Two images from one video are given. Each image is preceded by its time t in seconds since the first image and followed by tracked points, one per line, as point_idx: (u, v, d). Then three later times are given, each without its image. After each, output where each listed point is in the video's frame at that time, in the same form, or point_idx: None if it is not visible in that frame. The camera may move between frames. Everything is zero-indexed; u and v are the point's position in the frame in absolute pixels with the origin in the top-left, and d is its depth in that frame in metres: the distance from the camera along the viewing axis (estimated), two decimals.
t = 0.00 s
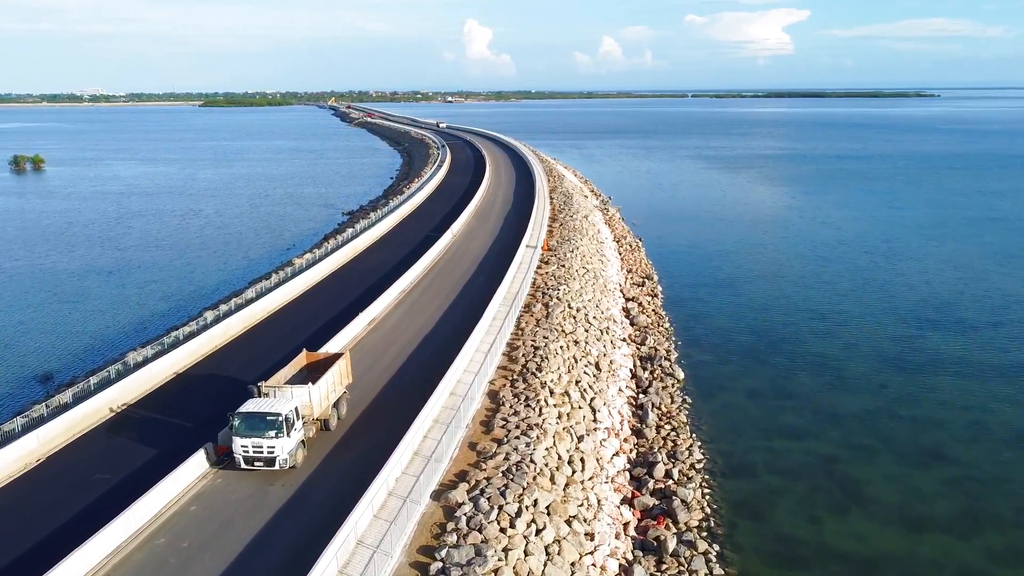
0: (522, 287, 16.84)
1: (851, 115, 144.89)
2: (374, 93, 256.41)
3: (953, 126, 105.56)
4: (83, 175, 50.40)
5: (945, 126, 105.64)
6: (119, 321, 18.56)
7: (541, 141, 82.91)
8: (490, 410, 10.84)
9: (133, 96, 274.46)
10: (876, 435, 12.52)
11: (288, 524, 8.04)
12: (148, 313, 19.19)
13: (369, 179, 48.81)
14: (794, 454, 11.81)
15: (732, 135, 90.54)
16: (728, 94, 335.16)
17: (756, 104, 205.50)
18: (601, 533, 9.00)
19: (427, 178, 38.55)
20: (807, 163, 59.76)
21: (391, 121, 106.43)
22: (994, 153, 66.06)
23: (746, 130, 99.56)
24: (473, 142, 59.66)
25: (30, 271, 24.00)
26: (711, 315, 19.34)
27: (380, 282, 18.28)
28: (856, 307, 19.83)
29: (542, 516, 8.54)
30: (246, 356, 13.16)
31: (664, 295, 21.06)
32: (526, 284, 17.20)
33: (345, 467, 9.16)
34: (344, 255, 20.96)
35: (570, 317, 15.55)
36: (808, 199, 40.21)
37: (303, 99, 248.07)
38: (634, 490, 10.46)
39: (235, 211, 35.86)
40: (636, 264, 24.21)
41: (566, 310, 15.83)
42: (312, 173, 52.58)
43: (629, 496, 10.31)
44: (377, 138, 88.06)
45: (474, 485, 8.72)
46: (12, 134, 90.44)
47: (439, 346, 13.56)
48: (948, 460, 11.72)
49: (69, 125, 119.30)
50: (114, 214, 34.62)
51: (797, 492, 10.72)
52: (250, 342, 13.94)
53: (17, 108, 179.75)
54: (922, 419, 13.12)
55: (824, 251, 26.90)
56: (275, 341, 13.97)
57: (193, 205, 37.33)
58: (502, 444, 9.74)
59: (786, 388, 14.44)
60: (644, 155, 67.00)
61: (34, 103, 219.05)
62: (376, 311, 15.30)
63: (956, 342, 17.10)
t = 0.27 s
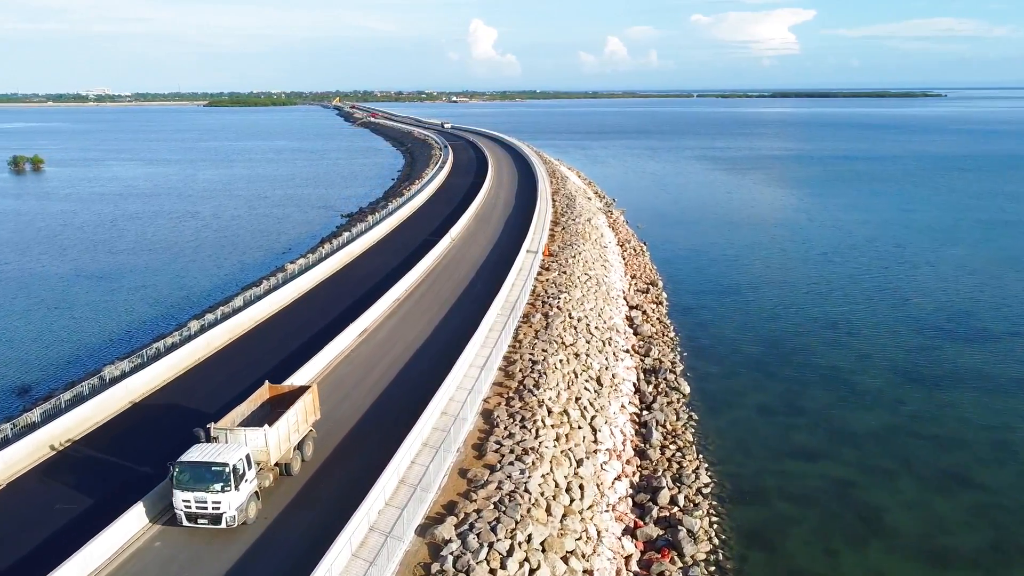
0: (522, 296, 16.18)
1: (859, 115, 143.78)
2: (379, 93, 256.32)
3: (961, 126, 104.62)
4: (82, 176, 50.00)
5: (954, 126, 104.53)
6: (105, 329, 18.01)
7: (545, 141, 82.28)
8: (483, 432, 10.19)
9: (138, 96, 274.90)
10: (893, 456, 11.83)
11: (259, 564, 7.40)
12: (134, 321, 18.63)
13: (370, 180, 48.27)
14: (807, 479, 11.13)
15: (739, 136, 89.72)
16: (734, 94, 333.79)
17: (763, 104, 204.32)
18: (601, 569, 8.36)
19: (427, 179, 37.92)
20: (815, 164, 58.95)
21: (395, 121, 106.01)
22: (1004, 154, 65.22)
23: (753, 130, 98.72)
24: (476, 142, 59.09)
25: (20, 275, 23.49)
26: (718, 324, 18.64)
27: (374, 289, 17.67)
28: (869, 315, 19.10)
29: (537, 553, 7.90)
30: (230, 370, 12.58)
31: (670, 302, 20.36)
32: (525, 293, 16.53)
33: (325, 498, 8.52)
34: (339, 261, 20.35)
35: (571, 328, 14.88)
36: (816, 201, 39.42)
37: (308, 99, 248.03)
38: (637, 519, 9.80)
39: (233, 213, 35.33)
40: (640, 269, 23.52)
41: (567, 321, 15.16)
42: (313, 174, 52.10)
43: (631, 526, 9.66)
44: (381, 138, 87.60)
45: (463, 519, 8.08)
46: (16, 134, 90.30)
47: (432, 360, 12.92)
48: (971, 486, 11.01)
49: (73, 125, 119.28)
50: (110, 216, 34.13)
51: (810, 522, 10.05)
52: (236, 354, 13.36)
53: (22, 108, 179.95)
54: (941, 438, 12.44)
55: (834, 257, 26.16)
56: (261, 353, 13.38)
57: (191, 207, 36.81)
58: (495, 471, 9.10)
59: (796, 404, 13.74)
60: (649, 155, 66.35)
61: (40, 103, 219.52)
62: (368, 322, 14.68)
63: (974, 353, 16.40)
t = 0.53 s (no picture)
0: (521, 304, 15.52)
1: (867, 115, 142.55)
2: (384, 92, 255.90)
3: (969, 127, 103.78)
4: (81, 177, 49.54)
5: (963, 126, 103.43)
6: (89, 337, 17.39)
7: (549, 141, 81.57)
8: (475, 456, 9.53)
9: (144, 96, 275.27)
10: (914, 480, 11.16)
11: None
12: (118, 329, 18.03)
13: (371, 181, 47.70)
14: (824, 507, 10.46)
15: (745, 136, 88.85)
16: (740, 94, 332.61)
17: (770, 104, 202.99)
18: None
19: (428, 181, 37.29)
20: (822, 165, 58.10)
21: (398, 121, 105.53)
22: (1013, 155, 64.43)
23: (759, 130, 97.88)
24: (479, 143, 58.50)
25: (8, 280, 22.93)
26: (725, 333, 17.95)
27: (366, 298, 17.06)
28: (883, 325, 18.36)
29: None
30: (209, 388, 11.99)
31: (675, 310, 19.66)
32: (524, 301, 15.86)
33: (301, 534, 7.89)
34: (334, 266, 19.73)
35: (571, 339, 14.19)
36: (824, 204, 38.64)
37: (313, 98, 247.60)
38: (639, 551, 9.15)
39: (230, 215, 34.76)
40: (644, 275, 22.84)
41: (567, 332, 14.47)
42: (314, 175, 51.57)
43: (633, 560, 9.01)
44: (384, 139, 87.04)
45: (450, 560, 7.43)
46: (19, 134, 89.95)
47: (424, 375, 12.27)
48: (998, 515, 10.32)
49: (76, 125, 119.19)
50: (105, 218, 33.60)
51: (827, 556, 9.38)
52: (217, 369, 12.77)
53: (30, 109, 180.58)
54: (964, 460, 11.76)
55: (845, 262, 25.41)
56: (243, 369, 12.78)
57: (188, 209, 36.27)
58: (487, 503, 8.44)
59: (809, 421, 13.05)
60: (653, 156, 65.71)
61: (47, 103, 219.96)
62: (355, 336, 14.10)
63: (993, 365, 15.70)
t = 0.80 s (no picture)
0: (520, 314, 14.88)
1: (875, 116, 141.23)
2: (389, 92, 255.62)
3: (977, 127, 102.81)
4: (80, 178, 49.10)
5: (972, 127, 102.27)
6: (74, 346, 16.86)
7: (554, 142, 80.89)
8: (466, 484, 8.92)
9: (150, 96, 275.78)
10: (935, 507, 10.52)
11: None
12: (105, 336, 17.56)
13: (372, 182, 47.17)
14: (839, 537, 9.82)
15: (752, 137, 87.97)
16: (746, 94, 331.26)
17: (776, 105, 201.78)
18: None
19: (429, 182, 36.73)
20: (830, 166, 57.27)
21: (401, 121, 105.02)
22: None
23: (766, 131, 97.03)
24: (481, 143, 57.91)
25: None
26: (732, 342, 17.31)
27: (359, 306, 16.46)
28: (896, 334, 17.68)
29: None
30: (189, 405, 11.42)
31: (681, 318, 19.03)
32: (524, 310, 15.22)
33: None
34: (329, 271, 19.12)
35: (572, 352, 13.55)
36: (833, 207, 37.89)
37: (318, 98, 247.36)
38: None
39: (228, 217, 34.25)
40: (649, 281, 22.17)
41: (567, 344, 13.83)
42: (315, 175, 51.05)
43: None
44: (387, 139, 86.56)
45: None
46: (22, 135, 89.81)
47: (415, 391, 11.64)
48: None
49: (80, 125, 119.08)
50: (101, 220, 33.12)
51: None
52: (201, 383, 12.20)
53: (36, 109, 180.93)
54: (987, 484, 11.10)
55: (855, 267, 24.70)
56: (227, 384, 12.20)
57: (185, 211, 35.77)
58: (475, 543, 7.86)
59: (821, 440, 12.43)
60: (658, 157, 65.02)
61: (52, 103, 220.35)
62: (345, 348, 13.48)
63: (1014, 378, 15.02)
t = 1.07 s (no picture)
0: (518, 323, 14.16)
1: (883, 116, 140.04)
2: (394, 92, 255.21)
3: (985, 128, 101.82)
4: (78, 179, 48.70)
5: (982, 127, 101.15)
6: (56, 357, 16.31)
7: (558, 142, 80.19)
8: (454, 517, 8.21)
9: (155, 96, 276.16)
10: (960, 539, 9.79)
11: None
12: (89, 345, 17.01)
13: (373, 183, 46.60)
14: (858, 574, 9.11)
15: (759, 137, 87.10)
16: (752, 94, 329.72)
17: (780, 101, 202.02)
18: None
19: (430, 184, 36.09)
20: (838, 167, 56.44)
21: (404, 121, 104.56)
22: None
23: (772, 131, 96.15)
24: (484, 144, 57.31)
25: None
26: (740, 353, 16.63)
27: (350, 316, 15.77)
28: (912, 346, 16.95)
29: None
30: (164, 425, 10.77)
31: (687, 327, 18.32)
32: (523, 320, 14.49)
33: None
34: (322, 277, 18.44)
35: (572, 366, 12.83)
36: (842, 210, 37.12)
37: (323, 98, 247.10)
38: None
39: (224, 219, 33.73)
40: (653, 288, 21.42)
41: (567, 358, 13.11)
42: (315, 176, 50.54)
43: None
44: (390, 139, 86.05)
45: None
46: (27, 136, 90.25)
47: (404, 411, 10.96)
48: None
49: (84, 125, 119.20)
50: (96, 223, 32.63)
51: None
52: (178, 401, 11.55)
53: (41, 110, 181.21)
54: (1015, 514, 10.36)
55: (867, 274, 23.96)
56: (206, 401, 11.54)
57: (181, 213, 35.26)
58: None
59: (837, 462, 11.74)
60: (663, 157, 64.32)
61: (58, 104, 220.69)
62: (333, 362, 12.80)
63: None
